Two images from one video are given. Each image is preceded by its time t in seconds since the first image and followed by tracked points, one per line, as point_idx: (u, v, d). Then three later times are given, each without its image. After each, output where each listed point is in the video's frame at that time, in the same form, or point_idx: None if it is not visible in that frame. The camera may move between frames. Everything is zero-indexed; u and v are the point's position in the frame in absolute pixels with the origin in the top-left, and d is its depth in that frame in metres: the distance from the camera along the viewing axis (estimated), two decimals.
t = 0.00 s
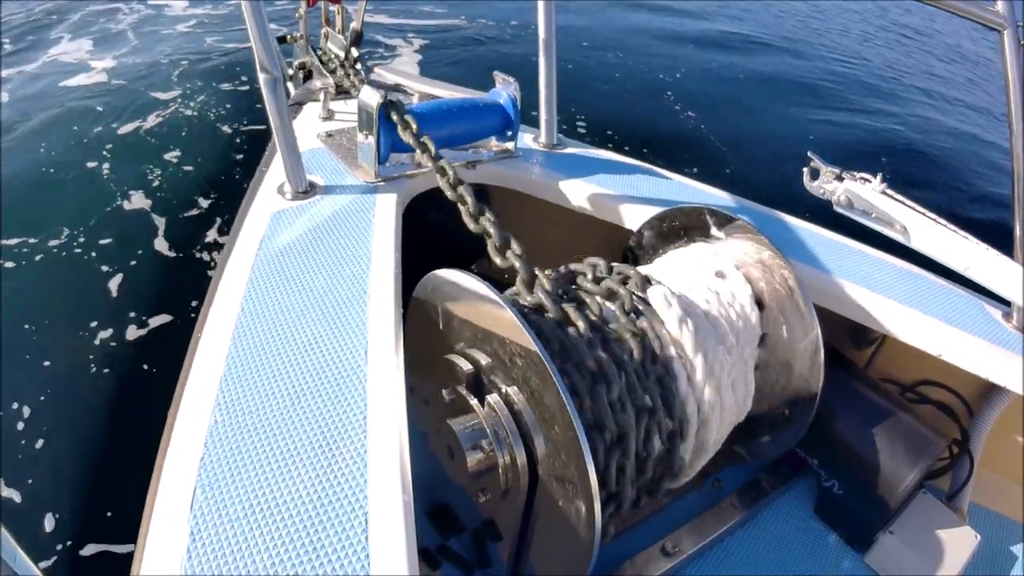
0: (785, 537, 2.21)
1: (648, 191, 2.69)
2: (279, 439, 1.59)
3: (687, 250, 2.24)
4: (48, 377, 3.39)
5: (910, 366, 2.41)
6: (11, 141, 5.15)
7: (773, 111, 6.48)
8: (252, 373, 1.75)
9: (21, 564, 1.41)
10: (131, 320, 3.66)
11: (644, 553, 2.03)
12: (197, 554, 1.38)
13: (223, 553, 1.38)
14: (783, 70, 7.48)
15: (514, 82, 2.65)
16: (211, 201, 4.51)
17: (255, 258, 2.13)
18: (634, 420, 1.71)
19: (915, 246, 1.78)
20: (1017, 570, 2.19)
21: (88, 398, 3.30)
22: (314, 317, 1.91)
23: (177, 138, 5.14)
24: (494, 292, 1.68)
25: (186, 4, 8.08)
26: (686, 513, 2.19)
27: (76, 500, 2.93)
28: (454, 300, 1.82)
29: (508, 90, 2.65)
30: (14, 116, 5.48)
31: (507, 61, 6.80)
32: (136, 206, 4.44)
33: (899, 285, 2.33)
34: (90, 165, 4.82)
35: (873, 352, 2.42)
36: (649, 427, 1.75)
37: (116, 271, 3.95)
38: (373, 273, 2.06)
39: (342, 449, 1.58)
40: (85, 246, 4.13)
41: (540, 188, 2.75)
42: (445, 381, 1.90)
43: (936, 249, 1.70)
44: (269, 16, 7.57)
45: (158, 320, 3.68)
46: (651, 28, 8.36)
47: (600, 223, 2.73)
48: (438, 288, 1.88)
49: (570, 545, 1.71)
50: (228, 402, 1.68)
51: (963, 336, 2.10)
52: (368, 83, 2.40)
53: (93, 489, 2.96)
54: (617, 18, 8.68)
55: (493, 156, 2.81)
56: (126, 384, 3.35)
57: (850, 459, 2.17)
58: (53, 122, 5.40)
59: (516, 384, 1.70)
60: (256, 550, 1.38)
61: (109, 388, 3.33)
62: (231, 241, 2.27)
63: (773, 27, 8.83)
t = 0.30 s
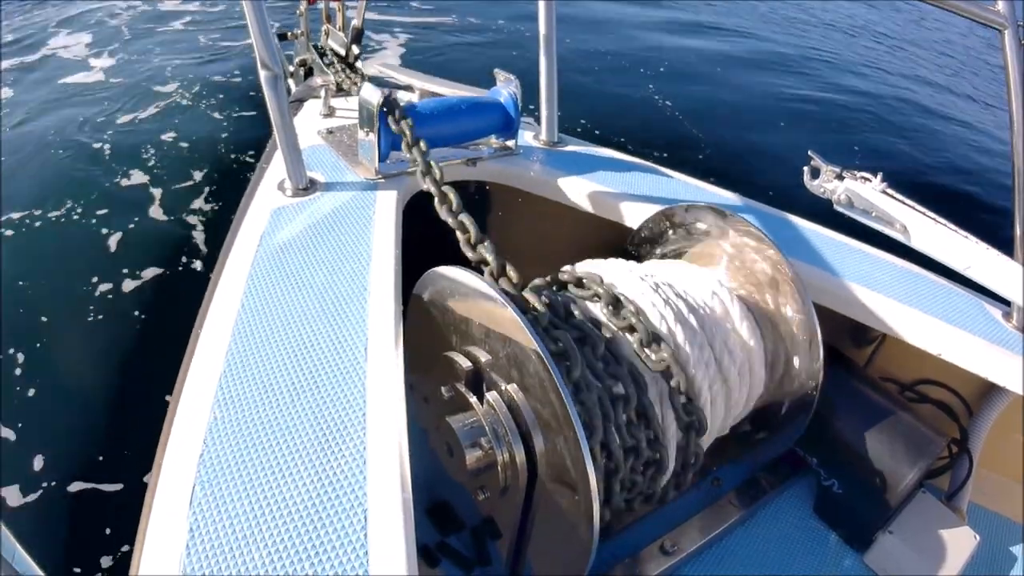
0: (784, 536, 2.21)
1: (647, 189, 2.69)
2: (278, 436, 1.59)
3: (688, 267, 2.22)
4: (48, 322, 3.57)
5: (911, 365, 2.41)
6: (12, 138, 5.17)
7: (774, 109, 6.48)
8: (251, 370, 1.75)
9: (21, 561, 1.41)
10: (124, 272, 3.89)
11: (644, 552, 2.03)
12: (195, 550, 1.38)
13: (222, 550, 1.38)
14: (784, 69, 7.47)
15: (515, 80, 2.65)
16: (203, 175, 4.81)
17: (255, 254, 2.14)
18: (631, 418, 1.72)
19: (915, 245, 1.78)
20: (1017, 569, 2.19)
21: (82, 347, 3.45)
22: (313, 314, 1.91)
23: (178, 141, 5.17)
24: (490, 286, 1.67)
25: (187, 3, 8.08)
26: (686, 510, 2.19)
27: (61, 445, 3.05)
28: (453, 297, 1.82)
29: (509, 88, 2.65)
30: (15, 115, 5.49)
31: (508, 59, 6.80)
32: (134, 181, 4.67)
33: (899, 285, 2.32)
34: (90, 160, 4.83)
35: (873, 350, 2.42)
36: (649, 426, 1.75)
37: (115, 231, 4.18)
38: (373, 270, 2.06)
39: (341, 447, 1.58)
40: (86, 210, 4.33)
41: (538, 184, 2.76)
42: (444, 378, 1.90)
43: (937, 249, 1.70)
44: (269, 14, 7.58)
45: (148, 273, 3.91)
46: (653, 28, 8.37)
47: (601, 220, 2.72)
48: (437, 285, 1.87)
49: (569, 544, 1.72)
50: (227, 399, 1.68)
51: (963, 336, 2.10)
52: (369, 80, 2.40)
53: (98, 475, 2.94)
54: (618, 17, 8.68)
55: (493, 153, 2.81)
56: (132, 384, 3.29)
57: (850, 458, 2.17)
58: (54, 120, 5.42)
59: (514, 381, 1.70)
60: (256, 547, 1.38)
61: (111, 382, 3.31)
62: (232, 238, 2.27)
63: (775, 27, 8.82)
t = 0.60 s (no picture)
0: (782, 537, 2.22)
1: (646, 190, 2.69)
2: (275, 437, 1.59)
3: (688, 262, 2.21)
4: (49, 316, 3.69)
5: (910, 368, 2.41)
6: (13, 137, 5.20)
7: (774, 110, 6.48)
8: (249, 371, 1.75)
9: (19, 560, 1.41)
10: (115, 244, 4.13)
11: (642, 553, 2.03)
12: (192, 550, 1.38)
13: (219, 550, 1.38)
14: (784, 70, 7.47)
15: (514, 82, 2.65)
16: (203, 169, 4.85)
17: (254, 254, 2.14)
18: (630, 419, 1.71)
19: (914, 247, 1.78)
20: (1016, 570, 2.19)
21: (76, 314, 3.69)
22: (312, 314, 1.91)
23: (177, 139, 5.18)
24: (487, 287, 1.67)
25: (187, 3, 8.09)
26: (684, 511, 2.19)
27: (52, 399, 3.29)
28: (451, 298, 1.82)
29: (508, 90, 2.64)
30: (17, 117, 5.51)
31: (508, 60, 6.80)
32: (131, 162, 4.89)
33: (898, 287, 2.32)
34: (89, 157, 4.87)
35: (872, 352, 2.42)
36: (647, 425, 1.75)
37: (112, 208, 4.42)
38: (371, 270, 2.06)
39: (339, 447, 1.58)
40: (83, 194, 4.54)
41: (534, 186, 2.76)
42: (442, 379, 1.90)
43: (935, 251, 1.70)
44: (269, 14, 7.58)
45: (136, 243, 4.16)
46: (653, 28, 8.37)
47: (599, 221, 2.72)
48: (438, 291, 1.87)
49: (567, 545, 1.72)
50: (225, 399, 1.68)
51: (961, 338, 2.10)
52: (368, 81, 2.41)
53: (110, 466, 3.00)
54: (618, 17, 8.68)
55: (491, 154, 2.81)
56: (133, 380, 3.34)
57: (848, 460, 2.16)
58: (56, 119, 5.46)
59: (512, 382, 1.70)
60: (253, 547, 1.38)
61: (111, 377, 3.36)
62: (230, 238, 2.27)
63: (775, 26, 8.82)
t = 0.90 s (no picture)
0: (780, 539, 2.21)
1: (643, 193, 2.69)
2: (274, 439, 1.59)
3: (679, 262, 2.23)
4: (45, 319, 3.69)
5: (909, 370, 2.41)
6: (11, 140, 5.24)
7: (772, 112, 6.48)
8: (247, 374, 1.75)
9: (18, 563, 1.41)
10: (110, 220, 4.38)
11: (640, 556, 2.03)
12: (191, 553, 1.38)
13: (218, 553, 1.38)
14: (783, 71, 7.48)
15: (511, 84, 2.64)
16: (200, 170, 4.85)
17: (252, 257, 2.14)
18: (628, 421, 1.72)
19: (911, 250, 1.77)
20: (1016, 570, 2.20)
21: (72, 285, 3.91)
22: (310, 317, 1.91)
23: (173, 139, 5.21)
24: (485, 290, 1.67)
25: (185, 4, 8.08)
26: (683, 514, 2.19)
27: (43, 355, 3.52)
28: (449, 301, 1.82)
29: (506, 92, 2.64)
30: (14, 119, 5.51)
31: (506, 62, 6.81)
32: (127, 154, 5.03)
33: (897, 290, 2.32)
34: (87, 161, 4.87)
35: (871, 353, 2.42)
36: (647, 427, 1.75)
37: (110, 191, 4.66)
38: (369, 273, 2.06)
39: (337, 449, 1.58)
40: (81, 181, 4.76)
41: (531, 188, 2.75)
42: (440, 382, 1.90)
43: (933, 253, 1.69)
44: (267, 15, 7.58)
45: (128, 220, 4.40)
46: (651, 29, 8.36)
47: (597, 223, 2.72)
48: (427, 287, 1.90)
49: (568, 546, 1.73)
50: (223, 402, 1.68)
51: (959, 340, 2.10)
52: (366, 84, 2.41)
53: (104, 466, 3.02)
54: (616, 17, 8.68)
55: (489, 156, 2.81)
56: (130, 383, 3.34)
57: (847, 462, 2.16)
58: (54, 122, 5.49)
59: (510, 385, 1.70)
60: (251, 549, 1.38)
61: (111, 376, 3.38)
62: (227, 241, 2.27)
63: (774, 27, 8.82)
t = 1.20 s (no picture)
0: (779, 538, 2.22)
1: (643, 192, 2.70)
2: (273, 440, 1.59)
3: (677, 262, 2.22)
4: (40, 316, 3.70)
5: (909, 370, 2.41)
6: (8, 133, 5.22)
7: (771, 111, 6.48)
8: (247, 374, 1.75)
9: (18, 563, 1.41)
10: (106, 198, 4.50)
11: (640, 556, 2.03)
12: (190, 554, 1.38)
13: (217, 554, 1.37)
14: (782, 70, 7.48)
15: (510, 84, 2.64)
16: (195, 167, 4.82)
17: (252, 258, 2.14)
18: (627, 420, 1.72)
19: (911, 250, 1.77)
20: (1016, 570, 2.20)
21: (70, 269, 3.99)
22: (310, 318, 1.91)
23: (169, 135, 5.19)
24: (485, 290, 1.67)
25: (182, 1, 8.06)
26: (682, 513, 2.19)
27: (41, 323, 3.67)
28: (449, 302, 1.82)
29: (505, 92, 2.64)
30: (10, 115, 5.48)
31: (504, 61, 6.80)
32: (121, 135, 5.15)
33: (897, 290, 2.32)
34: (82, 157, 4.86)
35: (870, 354, 2.42)
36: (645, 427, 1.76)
37: (105, 171, 4.73)
38: (369, 274, 2.06)
39: (336, 450, 1.58)
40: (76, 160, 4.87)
41: (531, 189, 2.75)
42: (439, 382, 1.90)
43: (932, 253, 1.69)
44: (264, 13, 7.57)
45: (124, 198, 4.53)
46: (650, 27, 8.35)
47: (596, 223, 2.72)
48: (427, 288, 1.90)
49: (568, 547, 1.72)
50: (222, 403, 1.68)
51: (959, 340, 2.10)
52: (365, 84, 2.42)
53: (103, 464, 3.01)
54: (616, 16, 8.68)
55: (489, 157, 2.81)
56: (128, 382, 3.33)
57: (847, 463, 2.16)
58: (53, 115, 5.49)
59: (510, 386, 1.70)
60: (249, 550, 1.38)
61: (111, 372, 3.38)
62: (227, 241, 2.27)
63: (775, 26, 8.81)
